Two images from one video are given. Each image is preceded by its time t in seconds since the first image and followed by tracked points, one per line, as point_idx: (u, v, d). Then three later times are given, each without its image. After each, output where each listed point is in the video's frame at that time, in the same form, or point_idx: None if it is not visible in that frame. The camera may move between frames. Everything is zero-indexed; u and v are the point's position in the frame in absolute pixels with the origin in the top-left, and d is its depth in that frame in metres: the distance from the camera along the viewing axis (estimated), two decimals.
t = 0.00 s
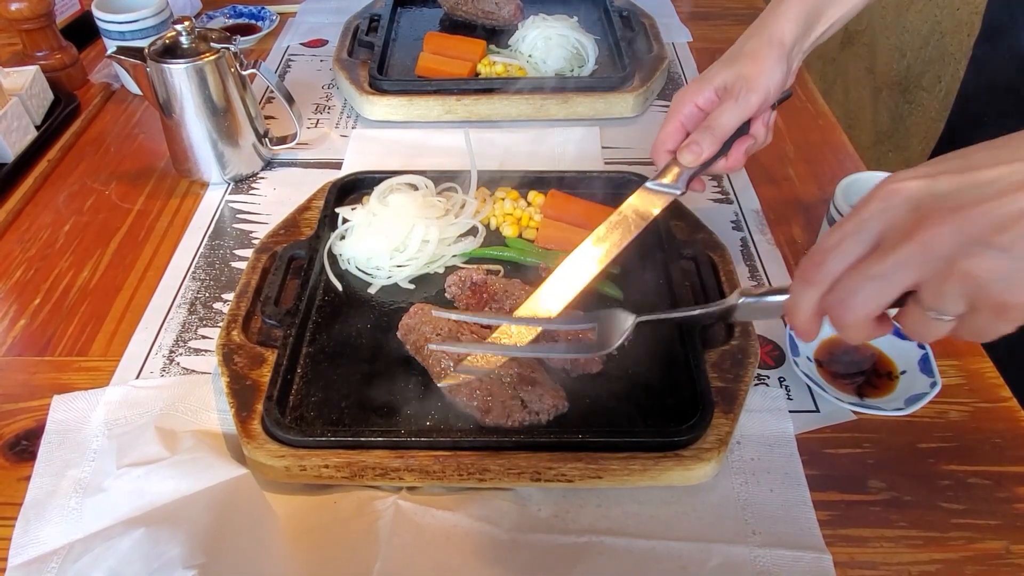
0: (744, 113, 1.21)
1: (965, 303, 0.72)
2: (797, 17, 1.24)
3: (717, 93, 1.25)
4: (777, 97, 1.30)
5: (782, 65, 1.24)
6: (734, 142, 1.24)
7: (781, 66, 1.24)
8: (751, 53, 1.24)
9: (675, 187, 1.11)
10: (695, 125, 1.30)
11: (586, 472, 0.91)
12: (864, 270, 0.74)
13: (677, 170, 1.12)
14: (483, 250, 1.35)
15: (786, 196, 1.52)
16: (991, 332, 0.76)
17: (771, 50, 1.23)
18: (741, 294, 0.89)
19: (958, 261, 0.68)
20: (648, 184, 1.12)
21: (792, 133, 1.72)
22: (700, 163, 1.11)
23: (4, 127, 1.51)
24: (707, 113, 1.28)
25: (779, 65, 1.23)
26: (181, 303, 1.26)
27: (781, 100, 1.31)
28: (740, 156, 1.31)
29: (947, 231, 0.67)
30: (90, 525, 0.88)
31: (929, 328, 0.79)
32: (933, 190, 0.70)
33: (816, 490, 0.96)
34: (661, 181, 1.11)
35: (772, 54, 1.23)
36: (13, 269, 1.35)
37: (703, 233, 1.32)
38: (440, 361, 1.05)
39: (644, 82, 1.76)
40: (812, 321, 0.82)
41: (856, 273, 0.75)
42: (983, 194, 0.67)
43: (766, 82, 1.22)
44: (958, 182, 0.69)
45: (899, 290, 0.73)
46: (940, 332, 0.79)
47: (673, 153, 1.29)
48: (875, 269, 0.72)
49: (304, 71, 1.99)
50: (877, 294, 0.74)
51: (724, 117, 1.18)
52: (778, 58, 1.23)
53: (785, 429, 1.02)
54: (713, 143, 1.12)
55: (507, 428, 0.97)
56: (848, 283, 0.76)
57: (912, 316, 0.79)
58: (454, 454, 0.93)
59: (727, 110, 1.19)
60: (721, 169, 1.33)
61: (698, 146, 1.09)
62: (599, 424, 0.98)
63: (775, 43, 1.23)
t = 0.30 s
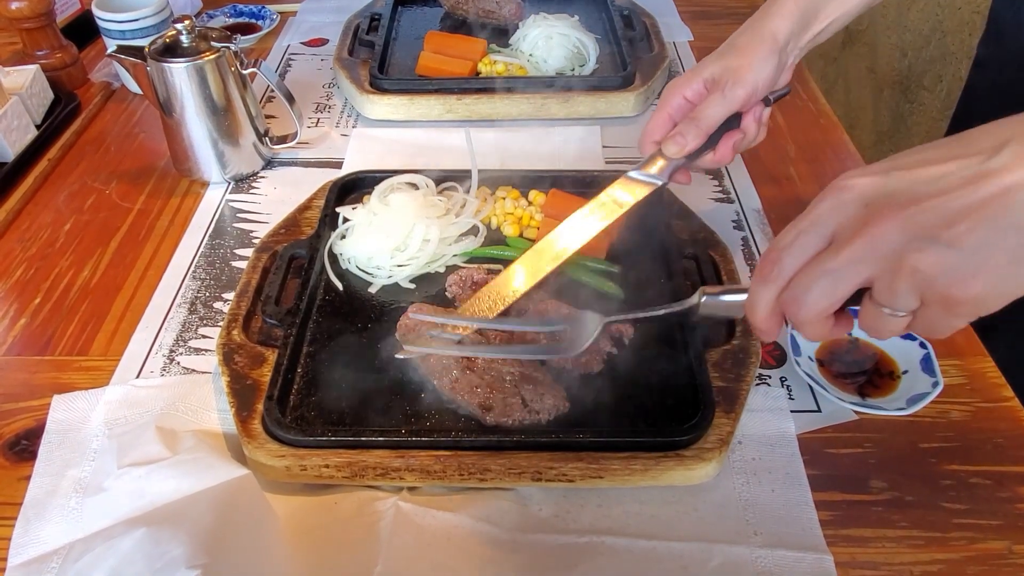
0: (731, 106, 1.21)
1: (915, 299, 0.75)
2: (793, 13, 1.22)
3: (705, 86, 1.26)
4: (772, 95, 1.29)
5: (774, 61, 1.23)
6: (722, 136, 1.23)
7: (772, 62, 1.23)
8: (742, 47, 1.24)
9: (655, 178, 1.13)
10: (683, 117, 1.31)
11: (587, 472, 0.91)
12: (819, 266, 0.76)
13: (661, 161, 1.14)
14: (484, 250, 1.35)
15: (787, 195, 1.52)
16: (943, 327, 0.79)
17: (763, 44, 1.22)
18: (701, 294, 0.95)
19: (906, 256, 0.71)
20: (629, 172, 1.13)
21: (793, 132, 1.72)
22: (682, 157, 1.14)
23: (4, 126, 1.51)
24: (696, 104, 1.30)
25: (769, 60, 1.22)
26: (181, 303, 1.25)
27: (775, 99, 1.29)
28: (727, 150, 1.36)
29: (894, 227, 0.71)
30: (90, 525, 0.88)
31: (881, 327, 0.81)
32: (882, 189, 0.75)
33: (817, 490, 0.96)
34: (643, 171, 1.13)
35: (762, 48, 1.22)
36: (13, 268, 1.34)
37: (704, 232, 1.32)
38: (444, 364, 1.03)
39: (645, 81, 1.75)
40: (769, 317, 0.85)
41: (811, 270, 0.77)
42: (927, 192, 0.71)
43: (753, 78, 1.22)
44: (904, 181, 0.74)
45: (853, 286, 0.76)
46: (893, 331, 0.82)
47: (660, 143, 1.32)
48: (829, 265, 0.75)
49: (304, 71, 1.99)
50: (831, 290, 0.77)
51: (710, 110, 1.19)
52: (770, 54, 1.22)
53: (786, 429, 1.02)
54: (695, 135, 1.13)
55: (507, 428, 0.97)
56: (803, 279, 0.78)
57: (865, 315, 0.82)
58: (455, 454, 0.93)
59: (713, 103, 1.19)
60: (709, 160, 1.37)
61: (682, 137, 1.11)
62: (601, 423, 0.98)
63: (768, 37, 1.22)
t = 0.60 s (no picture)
0: (733, 117, 1.21)
1: (894, 307, 0.76)
2: (796, 23, 1.21)
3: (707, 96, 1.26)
4: (774, 102, 1.28)
5: (775, 70, 1.23)
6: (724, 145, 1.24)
7: (773, 71, 1.22)
8: (745, 56, 1.24)
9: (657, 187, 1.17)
10: (685, 125, 1.31)
11: (587, 473, 0.91)
12: (801, 275, 0.77)
13: (662, 168, 1.18)
14: (484, 250, 1.35)
15: (787, 195, 1.52)
16: (926, 337, 0.80)
17: (764, 54, 1.22)
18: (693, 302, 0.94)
19: (883, 265, 0.72)
20: (630, 181, 1.17)
21: (794, 132, 1.72)
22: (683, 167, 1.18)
23: (4, 127, 1.51)
24: (697, 114, 1.30)
25: (771, 70, 1.22)
26: (181, 304, 1.25)
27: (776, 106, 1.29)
28: (727, 158, 1.33)
29: (872, 237, 0.72)
30: (91, 525, 0.89)
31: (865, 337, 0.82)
32: (861, 201, 0.76)
33: (817, 490, 0.96)
34: (643, 179, 1.17)
35: (764, 58, 1.22)
36: (14, 269, 1.35)
37: (704, 233, 1.32)
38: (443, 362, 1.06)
39: (644, 82, 1.76)
40: (757, 329, 0.86)
41: (794, 279, 0.78)
42: (905, 203, 0.72)
43: (754, 90, 1.23)
44: (883, 193, 0.75)
45: (834, 296, 0.77)
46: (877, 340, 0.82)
47: (660, 152, 1.32)
48: (811, 274, 0.76)
49: (304, 71, 1.99)
50: (814, 299, 0.78)
51: (712, 121, 1.19)
52: (771, 64, 1.22)
53: (786, 429, 1.02)
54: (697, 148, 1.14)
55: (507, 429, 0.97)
56: (788, 288, 0.79)
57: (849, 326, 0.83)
58: (455, 454, 0.93)
59: (714, 114, 1.19)
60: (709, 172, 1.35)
61: (683, 148, 1.15)
62: (601, 422, 0.98)
63: (770, 47, 1.22)
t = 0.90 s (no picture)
0: (724, 111, 1.22)
1: (850, 291, 0.78)
2: (794, 17, 1.20)
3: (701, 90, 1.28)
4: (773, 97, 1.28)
5: (771, 66, 1.23)
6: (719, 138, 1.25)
7: (769, 67, 1.23)
8: (740, 49, 1.24)
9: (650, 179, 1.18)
10: (680, 118, 1.33)
11: (586, 472, 0.91)
12: (765, 258, 0.79)
13: (656, 162, 1.20)
14: (484, 250, 1.35)
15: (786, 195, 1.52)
16: (882, 320, 0.82)
17: (759, 49, 1.22)
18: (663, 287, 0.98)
19: (840, 249, 0.74)
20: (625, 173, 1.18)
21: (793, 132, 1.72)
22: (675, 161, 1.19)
23: (5, 127, 1.51)
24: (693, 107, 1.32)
25: (765, 65, 1.23)
26: (181, 304, 1.26)
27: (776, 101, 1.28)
28: (723, 153, 1.37)
29: (831, 222, 0.73)
30: (91, 524, 0.89)
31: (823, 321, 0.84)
32: (824, 185, 0.77)
33: (817, 489, 0.96)
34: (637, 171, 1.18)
35: (760, 51, 1.22)
36: (15, 269, 1.35)
37: (703, 233, 1.32)
38: (444, 359, 1.07)
39: (644, 82, 1.76)
40: (721, 308, 0.89)
41: (758, 262, 0.80)
42: (865, 188, 0.73)
43: (748, 85, 1.23)
44: (844, 177, 0.76)
45: (795, 278, 0.79)
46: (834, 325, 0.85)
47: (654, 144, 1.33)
48: (773, 257, 0.78)
49: (304, 71, 2.00)
50: (775, 283, 0.80)
51: (704, 115, 1.21)
52: (767, 60, 1.22)
53: (786, 429, 1.02)
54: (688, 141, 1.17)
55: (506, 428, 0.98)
56: (750, 271, 0.81)
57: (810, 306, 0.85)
58: (454, 453, 0.93)
59: (706, 109, 1.21)
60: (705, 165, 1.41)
61: (676, 141, 1.16)
62: (600, 422, 0.99)
63: (767, 41, 1.22)
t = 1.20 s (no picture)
0: (745, 108, 1.20)
1: (881, 292, 0.77)
2: (820, 17, 1.18)
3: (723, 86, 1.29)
4: (794, 101, 1.24)
5: (794, 69, 1.22)
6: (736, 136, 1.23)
7: (792, 69, 1.22)
8: (765, 49, 1.23)
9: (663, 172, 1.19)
10: (700, 114, 1.34)
11: (585, 470, 0.92)
12: (792, 255, 0.78)
13: (672, 156, 1.18)
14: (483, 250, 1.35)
15: (786, 195, 1.52)
16: (909, 324, 0.81)
17: (782, 50, 1.21)
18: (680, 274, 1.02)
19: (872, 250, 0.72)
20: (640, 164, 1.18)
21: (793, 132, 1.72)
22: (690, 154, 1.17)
23: (5, 126, 1.51)
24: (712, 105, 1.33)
25: (788, 66, 1.21)
26: (181, 303, 1.26)
27: (797, 106, 1.24)
28: (740, 153, 1.38)
29: (864, 221, 0.72)
30: (92, 521, 0.89)
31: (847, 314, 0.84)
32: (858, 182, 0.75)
33: (816, 488, 0.96)
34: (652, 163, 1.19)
35: (783, 53, 1.21)
36: (15, 268, 1.35)
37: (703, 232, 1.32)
38: (444, 360, 1.06)
39: (644, 81, 1.76)
40: (741, 300, 0.88)
41: (785, 258, 0.79)
42: (901, 188, 0.71)
43: (771, 83, 1.22)
44: (881, 175, 0.74)
45: (821, 277, 0.78)
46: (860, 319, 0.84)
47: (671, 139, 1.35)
48: (801, 253, 0.77)
49: (304, 71, 2.00)
50: (802, 279, 0.79)
51: (724, 110, 1.18)
52: (789, 60, 1.21)
53: (785, 427, 1.02)
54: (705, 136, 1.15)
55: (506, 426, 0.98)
56: (777, 266, 0.80)
57: (835, 303, 0.84)
58: (454, 452, 0.93)
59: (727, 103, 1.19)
60: (723, 164, 1.43)
61: (693, 135, 1.15)
62: (600, 420, 0.99)
63: (791, 44, 1.21)
